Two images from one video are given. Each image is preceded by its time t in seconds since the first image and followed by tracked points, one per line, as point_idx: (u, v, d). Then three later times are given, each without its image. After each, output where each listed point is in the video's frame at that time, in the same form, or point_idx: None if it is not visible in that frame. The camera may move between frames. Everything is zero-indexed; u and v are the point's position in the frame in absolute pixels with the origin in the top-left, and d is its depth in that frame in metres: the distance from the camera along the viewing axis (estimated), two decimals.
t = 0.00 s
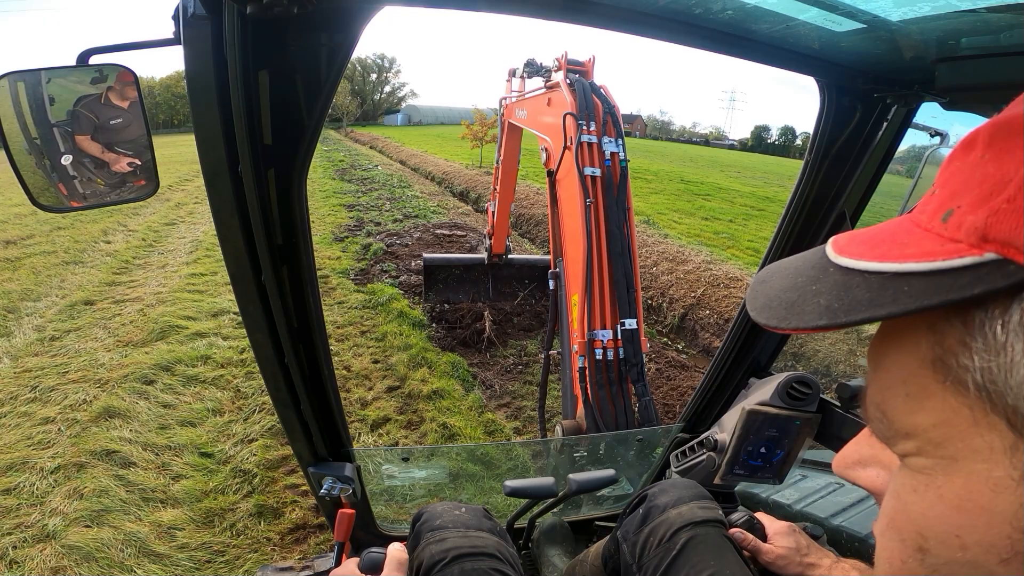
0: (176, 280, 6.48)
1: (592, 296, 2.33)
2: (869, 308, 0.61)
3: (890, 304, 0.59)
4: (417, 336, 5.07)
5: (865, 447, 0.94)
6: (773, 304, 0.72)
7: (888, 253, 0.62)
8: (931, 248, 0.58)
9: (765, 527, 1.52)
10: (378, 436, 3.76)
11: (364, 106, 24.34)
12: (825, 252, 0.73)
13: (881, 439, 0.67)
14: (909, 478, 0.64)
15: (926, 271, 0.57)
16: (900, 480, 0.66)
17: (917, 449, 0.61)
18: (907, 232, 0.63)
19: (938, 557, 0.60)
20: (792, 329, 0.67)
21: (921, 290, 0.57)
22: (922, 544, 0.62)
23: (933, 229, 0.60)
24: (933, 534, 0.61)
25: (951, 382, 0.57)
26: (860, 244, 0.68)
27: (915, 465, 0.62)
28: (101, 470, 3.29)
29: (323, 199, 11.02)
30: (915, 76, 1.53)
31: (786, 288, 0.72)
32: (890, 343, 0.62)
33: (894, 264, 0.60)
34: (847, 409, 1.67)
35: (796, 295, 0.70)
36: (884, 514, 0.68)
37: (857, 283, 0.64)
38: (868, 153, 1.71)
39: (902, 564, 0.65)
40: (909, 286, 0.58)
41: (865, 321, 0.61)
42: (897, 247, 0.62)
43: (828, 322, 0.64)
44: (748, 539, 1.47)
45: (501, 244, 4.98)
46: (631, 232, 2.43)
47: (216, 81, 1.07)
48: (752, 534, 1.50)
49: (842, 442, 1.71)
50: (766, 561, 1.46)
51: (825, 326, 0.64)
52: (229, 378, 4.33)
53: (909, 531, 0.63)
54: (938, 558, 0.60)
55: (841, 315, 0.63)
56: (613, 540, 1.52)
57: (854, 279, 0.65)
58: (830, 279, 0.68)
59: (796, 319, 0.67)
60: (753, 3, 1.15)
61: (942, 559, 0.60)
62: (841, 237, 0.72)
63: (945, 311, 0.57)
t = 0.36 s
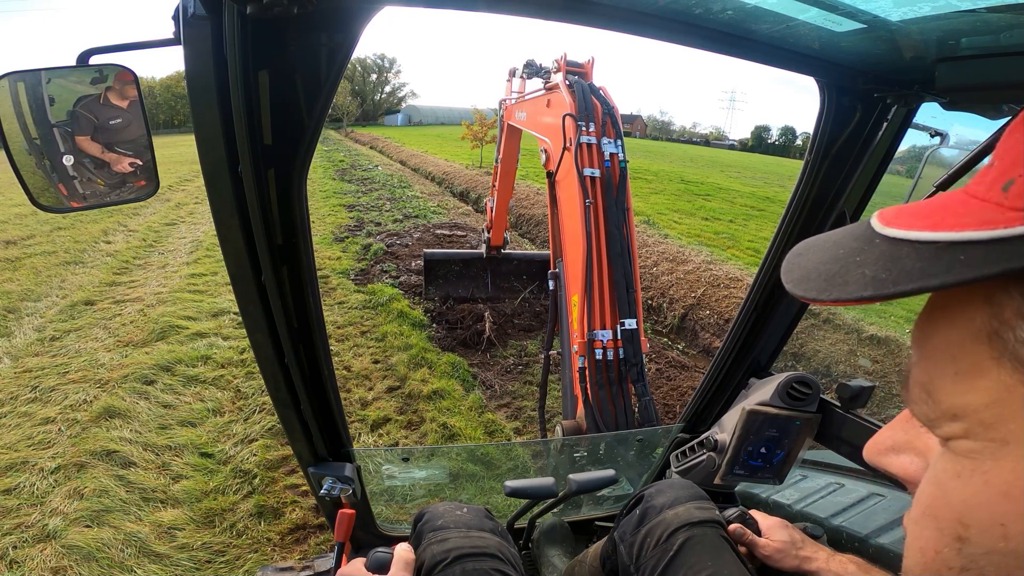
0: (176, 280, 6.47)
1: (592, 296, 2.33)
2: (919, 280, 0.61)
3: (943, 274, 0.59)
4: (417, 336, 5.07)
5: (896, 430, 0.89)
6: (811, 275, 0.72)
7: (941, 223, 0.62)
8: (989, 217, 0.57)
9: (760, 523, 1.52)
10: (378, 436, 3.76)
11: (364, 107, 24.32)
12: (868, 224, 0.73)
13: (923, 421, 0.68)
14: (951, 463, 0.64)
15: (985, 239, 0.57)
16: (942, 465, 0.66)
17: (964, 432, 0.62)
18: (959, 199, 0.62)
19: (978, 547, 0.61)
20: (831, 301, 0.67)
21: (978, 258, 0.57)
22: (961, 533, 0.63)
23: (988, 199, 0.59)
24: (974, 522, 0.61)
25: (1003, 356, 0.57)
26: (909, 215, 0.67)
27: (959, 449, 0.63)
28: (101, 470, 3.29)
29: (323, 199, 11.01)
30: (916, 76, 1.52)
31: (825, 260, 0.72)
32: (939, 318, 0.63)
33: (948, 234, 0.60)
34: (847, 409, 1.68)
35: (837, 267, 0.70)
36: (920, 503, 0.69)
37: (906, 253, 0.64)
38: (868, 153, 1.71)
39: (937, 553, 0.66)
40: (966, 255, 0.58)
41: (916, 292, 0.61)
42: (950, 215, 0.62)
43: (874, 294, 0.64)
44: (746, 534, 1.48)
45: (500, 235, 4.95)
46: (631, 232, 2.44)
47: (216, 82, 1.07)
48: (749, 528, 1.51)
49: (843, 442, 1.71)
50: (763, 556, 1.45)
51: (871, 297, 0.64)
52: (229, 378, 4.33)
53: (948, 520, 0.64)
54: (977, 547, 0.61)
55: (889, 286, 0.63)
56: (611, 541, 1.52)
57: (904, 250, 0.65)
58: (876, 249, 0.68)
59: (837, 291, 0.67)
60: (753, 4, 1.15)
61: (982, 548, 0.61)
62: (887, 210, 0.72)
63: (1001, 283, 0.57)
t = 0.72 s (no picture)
0: (176, 282, 6.48)
1: (589, 296, 2.33)
2: (913, 262, 0.61)
3: (938, 255, 0.59)
4: (417, 337, 5.07)
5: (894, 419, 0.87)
6: (810, 259, 0.73)
7: (942, 206, 0.62)
8: (986, 199, 0.58)
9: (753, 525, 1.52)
10: (378, 437, 3.76)
11: (364, 108, 24.33)
12: (870, 212, 0.73)
13: (918, 410, 0.68)
14: (943, 452, 0.64)
15: (979, 222, 0.57)
16: (934, 455, 0.66)
17: (957, 419, 0.62)
18: (959, 186, 0.63)
19: (965, 538, 0.61)
20: (829, 285, 0.68)
21: (973, 241, 0.57)
22: (951, 523, 0.62)
23: (988, 183, 0.59)
24: (964, 513, 0.61)
25: (996, 341, 0.57)
26: (910, 201, 0.67)
27: (952, 438, 0.63)
28: (102, 471, 3.29)
29: (324, 200, 11.02)
30: (916, 76, 1.53)
31: (825, 245, 0.73)
32: (938, 303, 0.63)
33: (944, 217, 0.60)
34: (847, 409, 1.68)
35: (835, 251, 0.70)
36: (911, 495, 0.69)
37: (903, 236, 0.64)
38: (868, 153, 1.71)
39: (926, 546, 0.65)
40: (961, 237, 0.58)
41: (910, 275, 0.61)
42: (949, 201, 0.62)
43: (870, 277, 0.64)
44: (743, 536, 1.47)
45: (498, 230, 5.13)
46: (628, 233, 2.45)
47: (216, 83, 1.07)
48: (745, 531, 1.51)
49: (843, 442, 1.71)
50: (759, 558, 1.45)
51: (866, 280, 0.64)
52: (229, 379, 4.33)
53: (937, 511, 0.64)
54: (966, 539, 0.61)
55: (885, 269, 0.64)
56: (609, 541, 1.52)
57: (902, 233, 0.65)
58: (875, 234, 0.68)
59: (834, 274, 0.68)
60: (753, 4, 1.15)
61: (971, 540, 0.60)
62: (889, 198, 0.72)
63: (997, 266, 0.57)
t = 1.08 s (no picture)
0: (176, 282, 6.47)
1: (588, 296, 2.33)
2: (951, 244, 0.62)
3: (976, 237, 0.60)
4: (417, 338, 5.07)
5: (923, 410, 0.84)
6: (841, 246, 0.73)
7: (977, 190, 0.63)
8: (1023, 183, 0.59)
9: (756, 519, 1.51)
10: (378, 437, 3.76)
11: (364, 109, 24.33)
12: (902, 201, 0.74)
13: (950, 393, 0.68)
14: (976, 435, 0.64)
15: (1016, 204, 0.58)
16: (965, 438, 0.66)
17: (992, 402, 0.62)
18: (994, 173, 0.63)
19: (999, 522, 0.61)
20: (863, 269, 0.69)
21: (1011, 222, 0.58)
22: (985, 507, 0.62)
23: None
24: (999, 495, 0.61)
25: None
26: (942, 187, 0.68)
27: (986, 420, 0.63)
28: (102, 471, 3.29)
29: (324, 201, 11.01)
30: (916, 76, 1.53)
31: (857, 233, 0.73)
32: (972, 286, 0.64)
33: (982, 200, 0.61)
34: (847, 409, 1.69)
35: (868, 237, 0.71)
36: (940, 482, 0.68)
37: (938, 221, 0.65)
38: (868, 153, 1.71)
39: (959, 532, 0.65)
40: (999, 220, 0.59)
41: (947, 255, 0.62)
42: (984, 185, 0.62)
43: (905, 260, 0.65)
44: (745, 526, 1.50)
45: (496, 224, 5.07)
46: (624, 235, 2.48)
47: (216, 83, 1.07)
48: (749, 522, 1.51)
49: (843, 442, 1.71)
50: (759, 549, 1.47)
51: (902, 263, 0.65)
52: (229, 380, 4.33)
53: (971, 495, 0.64)
54: (1001, 523, 0.61)
55: (921, 251, 0.64)
56: (610, 542, 1.52)
57: (936, 218, 0.65)
58: (908, 219, 0.69)
59: (868, 259, 0.68)
60: (753, 4, 1.15)
61: (1006, 524, 0.60)
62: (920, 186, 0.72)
63: None
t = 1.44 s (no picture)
0: (176, 284, 6.47)
1: (585, 295, 2.33)
2: (934, 260, 0.62)
3: (962, 253, 0.60)
4: (417, 339, 5.07)
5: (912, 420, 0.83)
6: (829, 260, 0.73)
7: (961, 206, 0.63)
8: (1008, 200, 0.59)
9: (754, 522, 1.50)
10: (377, 438, 3.76)
11: (364, 110, 24.34)
12: (890, 215, 0.73)
13: (935, 406, 0.68)
14: (959, 447, 0.64)
15: (998, 220, 0.58)
16: (949, 451, 0.66)
17: (974, 415, 0.61)
18: (979, 188, 0.63)
19: (981, 534, 0.60)
20: (849, 283, 0.68)
21: (992, 239, 0.58)
22: (965, 519, 0.61)
23: (1007, 185, 0.60)
24: (980, 508, 0.60)
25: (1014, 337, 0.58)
26: (929, 202, 0.68)
27: (967, 433, 0.63)
28: (102, 472, 3.29)
29: (324, 203, 11.02)
30: (916, 76, 1.53)
31: (845, 246, 0.73)
32: (957, 300, 0.64)
33: (968, 216, 0.61)
34: (847, 409, 1.68)
35: (855, 251, 0.71)
36: (925, 493, 0.68)
37: (924, 236, 0.65)
38: (868, 153, 1.71)
39: (941, 542, 0.64)
40: (981, 235, 0.59)
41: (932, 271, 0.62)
42: (970, 201, 0.62)
43: (889, 275, 0.65)
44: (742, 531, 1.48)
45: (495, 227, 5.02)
46: (619, 238, 2.49)
47: (216, 83, 1.08)
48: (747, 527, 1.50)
49: (843, 442, 1.71)
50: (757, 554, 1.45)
51: (886, 278, 0.65)
52: (229, 381, 4.33)
53: (953, 506, 0.63)
54: (981, 534, 0.60)
55: (905, 266, 0.64)
56: (612, 541, 1.52)
57: (922, 232, 0.65)
58: (895, 234, 0.69)
59: (854, 273, 0.68)
60: (753, 3, 1.15)
61: (986, 535, 0.60)
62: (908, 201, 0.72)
63: (1015, 264, 0.59)
